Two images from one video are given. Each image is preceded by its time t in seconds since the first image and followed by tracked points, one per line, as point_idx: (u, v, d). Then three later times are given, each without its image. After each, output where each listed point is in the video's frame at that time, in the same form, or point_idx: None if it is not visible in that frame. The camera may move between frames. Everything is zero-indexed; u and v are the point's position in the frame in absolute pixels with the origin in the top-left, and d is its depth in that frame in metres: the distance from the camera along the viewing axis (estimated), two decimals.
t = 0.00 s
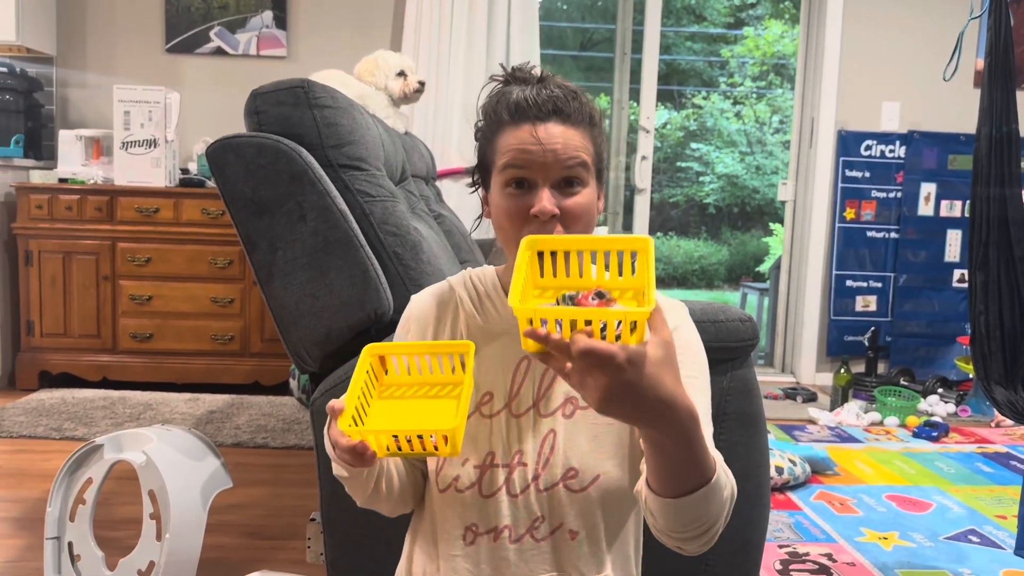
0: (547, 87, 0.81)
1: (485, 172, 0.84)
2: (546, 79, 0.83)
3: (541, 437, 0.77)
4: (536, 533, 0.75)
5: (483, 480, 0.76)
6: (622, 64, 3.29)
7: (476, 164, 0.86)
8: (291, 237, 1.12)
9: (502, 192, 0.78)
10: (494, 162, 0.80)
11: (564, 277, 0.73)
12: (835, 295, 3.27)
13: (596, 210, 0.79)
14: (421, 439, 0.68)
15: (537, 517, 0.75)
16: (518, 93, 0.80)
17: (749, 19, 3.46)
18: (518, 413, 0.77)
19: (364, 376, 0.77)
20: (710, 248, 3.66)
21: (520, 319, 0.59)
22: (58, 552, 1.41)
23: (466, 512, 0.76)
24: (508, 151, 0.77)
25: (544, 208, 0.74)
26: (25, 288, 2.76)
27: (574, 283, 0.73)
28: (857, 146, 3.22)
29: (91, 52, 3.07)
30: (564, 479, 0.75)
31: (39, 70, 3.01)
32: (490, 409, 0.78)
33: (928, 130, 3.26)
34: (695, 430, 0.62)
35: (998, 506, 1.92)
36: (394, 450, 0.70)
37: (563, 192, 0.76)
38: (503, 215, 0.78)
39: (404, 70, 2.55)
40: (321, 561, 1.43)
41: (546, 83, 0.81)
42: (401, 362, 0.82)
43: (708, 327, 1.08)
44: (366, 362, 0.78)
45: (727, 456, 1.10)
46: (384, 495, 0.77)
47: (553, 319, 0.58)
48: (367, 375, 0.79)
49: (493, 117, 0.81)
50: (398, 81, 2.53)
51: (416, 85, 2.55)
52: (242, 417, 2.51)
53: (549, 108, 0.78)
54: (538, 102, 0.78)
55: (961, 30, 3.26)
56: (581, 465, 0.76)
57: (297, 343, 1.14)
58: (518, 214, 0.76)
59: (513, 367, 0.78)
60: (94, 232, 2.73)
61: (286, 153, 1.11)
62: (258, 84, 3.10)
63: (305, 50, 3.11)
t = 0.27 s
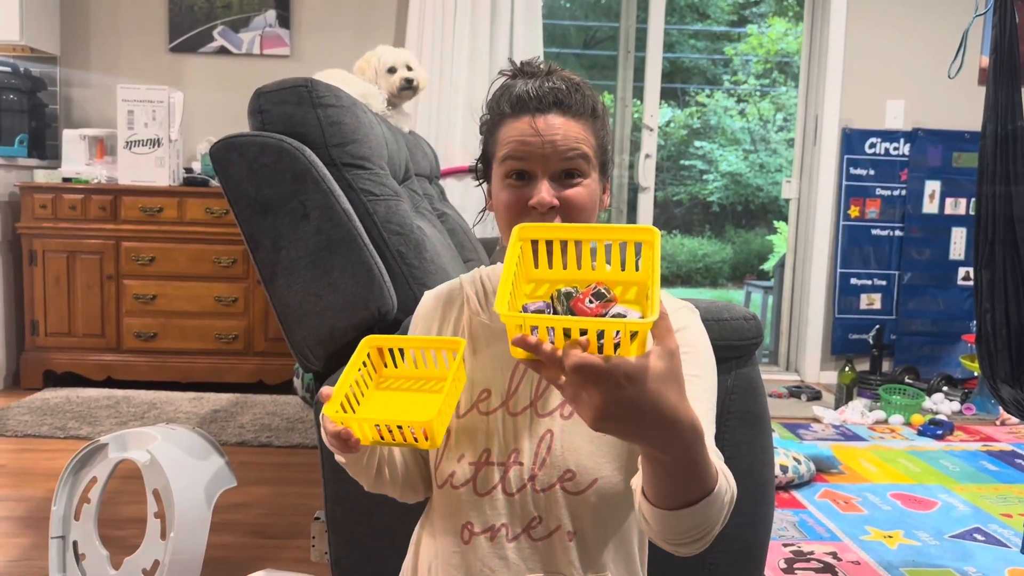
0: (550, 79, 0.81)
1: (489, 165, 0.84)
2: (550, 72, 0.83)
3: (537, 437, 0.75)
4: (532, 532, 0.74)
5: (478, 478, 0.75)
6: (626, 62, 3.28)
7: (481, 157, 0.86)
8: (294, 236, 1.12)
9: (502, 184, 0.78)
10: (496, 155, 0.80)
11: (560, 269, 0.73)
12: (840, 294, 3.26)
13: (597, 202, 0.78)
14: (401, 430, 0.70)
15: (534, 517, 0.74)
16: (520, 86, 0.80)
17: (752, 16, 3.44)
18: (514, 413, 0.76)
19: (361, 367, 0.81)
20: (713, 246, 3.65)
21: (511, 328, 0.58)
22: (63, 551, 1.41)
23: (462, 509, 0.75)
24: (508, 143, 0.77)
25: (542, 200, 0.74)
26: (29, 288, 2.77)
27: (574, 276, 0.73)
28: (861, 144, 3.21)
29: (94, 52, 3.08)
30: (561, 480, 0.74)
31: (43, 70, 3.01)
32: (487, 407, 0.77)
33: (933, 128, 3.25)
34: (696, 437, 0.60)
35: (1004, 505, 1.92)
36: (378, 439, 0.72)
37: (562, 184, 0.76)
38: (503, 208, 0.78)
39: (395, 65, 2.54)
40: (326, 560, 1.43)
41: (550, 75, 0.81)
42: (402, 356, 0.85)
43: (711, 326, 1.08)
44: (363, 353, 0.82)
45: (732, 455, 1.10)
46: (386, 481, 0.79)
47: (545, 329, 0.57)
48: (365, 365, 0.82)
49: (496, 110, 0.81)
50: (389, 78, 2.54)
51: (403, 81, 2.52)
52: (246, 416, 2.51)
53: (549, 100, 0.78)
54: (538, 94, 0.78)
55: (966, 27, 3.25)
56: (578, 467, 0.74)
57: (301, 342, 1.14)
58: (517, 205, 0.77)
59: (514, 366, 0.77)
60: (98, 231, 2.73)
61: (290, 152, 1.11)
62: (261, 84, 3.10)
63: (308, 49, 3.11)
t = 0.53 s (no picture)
0: (552, 77, 0.80)
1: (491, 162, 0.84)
2: (554, 70, 0.82)
3: (541, 440, 0.75)
4: (535, 535, 0.74)
5: (481, 480, 0.75)
6: (629, 60, 3.28)
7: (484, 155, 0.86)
8: (297, 235, 1.12)
9: (503, 184, 0.78)
10: (497, 153, 0.80)
11: (556, 271, 0.73)
12: (844, 292, 3.26)
13: (597, 202, 0.78)
14: (401, 425, 0.70)
15: (537, 520, 0.74)
16: (522, 84, 0.80)
17: (755, 14, 3.44)
18: (518, 415, 0.76)
19: (364, 363, 0.81)
20: (717, 244, 3.66)
21: (503, 332, 0.58)
22: (67, 551, 1.42)
23: (465, 511, 0.75)
24: (508, 143, 0.77)
25: (540, 201, 0.74)
26: (32, 287, 2.77)
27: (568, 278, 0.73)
28: (865, 142, 3.20)
29: (97, 52, 3.08)
30: (564, 484, 0.73)
31: (46, 69, 3.01)
32: (490, 409, 0.77)
33: (937, 125, 3.24)
34: (689, 446, 0.59)
35: (1008, 503, 1.91)
36: (379, 435, 0.72)
37: (561, 184, 0.76)
38: (503, 207, 0.78)
39: (393, 62, 2.54)
40: (329, 559, 1.43)
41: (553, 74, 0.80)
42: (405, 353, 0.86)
43: (715, 325, 1.07)
44: (367, 349, 0.82)
45: (736, 454, 1.10)
46: (391, 479, 0.79)
47: (538, 333, 0.57)
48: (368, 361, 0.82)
49: (498, 109, 0.81)
50: (388, 75, 2.54)
51: (400, 79, 2.52)
52: (249, 415, 2.52)
53: (550, 99, 0.77)
54: (538, 93, 0.78)
55: (970, 24, 3.25)
56: (581, 472, 0.73)
57: (304, 341, 1.13)
58: (516, 205, 0.76)
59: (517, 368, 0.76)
60: (101, 231, 2.74)
61: (293, 152, 1.11)
62: (264, 83, 3.10)
63: (310, 48, 3.11)
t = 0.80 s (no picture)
0: (554, 78, 0.80)
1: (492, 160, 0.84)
2: (558, 70, 0.82)
3: (545, 442, 0.75)
4: (541, 537, 0.74)
5: (485, 482, 0.75)
6: (630, 59, 3.27)
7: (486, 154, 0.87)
8: (300, 234, 1.12)
9: (502, 186, 0.78)
10: (497, 154, 0.80)
11: (553, 275, 0.73)
12: (846, 291, 3.26)
13: (597, 204, 0.78)
14: (406, 428, 0.70)
15: (543, 522, 0.74)
16: (523, 84, 0.80)
17: (757, 13, 3.44)
18: (522, 417, 0.75)
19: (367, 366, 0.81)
20: (719, 243, 3.66)
21: (502, 341, 0.58)
22: (70, 550, 1.42)
23: (471, 513, 0.75)
24: (507, 145, 0.77)
25: (538, 204, 0.74)
26: (35, 287, 2.77)
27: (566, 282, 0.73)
28: (867, 140, 3.20)
29: (99, 51, 3.08)
30: (569, 486, 0.74)
31: (48, 69, 3.02)
32: (494, 412, 0.76)
33: (940, 123, 3.24)
34: (692, 450, 0.58)
35: (1011, 502, 1.91)
36: (383, 437, 0.71)
37: (559, 187, 0.76)
38: (502, 208, 0.78)
39: (395, 62, 2.54)
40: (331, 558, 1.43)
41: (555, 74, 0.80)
42: (408, 355, 0.86)
43: (717, 324, 1.07)
44: (369, 351, 0.82)
45: (738, 453, 1.10)
46: (395, 480, 0.79)
47: (538, 342, 0.57)
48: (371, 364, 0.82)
49: (499, 110, 0.81)
50: (389, 75, 2.54)
51: (402, 78, 2.52)
52: (252, 415, 2.52)
53: (549, 100, 0.77)
54: (537, 94, 0.77)
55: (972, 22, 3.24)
56: (586, 474, 0.74)
57: (306, 340, 1.14)
58: (515, 207, 0.77)
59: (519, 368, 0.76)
60: (104, 230, 2.74)
61: (295, 151, 1.11)
62: (266, 82, 3.11)
63: (312, 48, 3.11)
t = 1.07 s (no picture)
0: (558, 76, 0.80)
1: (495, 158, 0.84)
2: (564, 68, 0.82)
3: (548, 443, 0.75)
4: (544, 539, 0.74)
5: (488, 483, 0.75)
6: (631, 58, 3.27)
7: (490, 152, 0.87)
8: (301, 234, 1.12)
9: (504, 185, 0.78)
10: (500, 153, 0.80)
11: (552, 279, 0.73)
12: (848, 290, 3.25)
13: (599, 205, 0.78)
14: (406, 425, 0.70)
15: (546, 523, 0.74)
16: (527, 82, 0.80)
17: (759, 12, 3.44)
18: (524, 418, 0.75)
19: (370, 364, 0.81)
20: (721, 242, 3.67)
21: (502, 348, 0.58)
22: (72, 550, 1.42)
23: (473, 514, 0.75)
24: (509, 144, 0.77)
25: (538, 204, 0.74)
26: (36, 287, 2.77)
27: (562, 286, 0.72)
28: (868, 139, 3.20)
29: (101, 52, 3.08)
30: (572, 487, 0.74)
31: (49, 70, 3.02)
32: (497, 412, 0.76)
33: (942, 122, 3.23)
34: (694, 455, 0.58)
35: (1013, 501, 1.91)
36: (384, 435, 0.71)
37: (560, 187, 0.76)
38: (503, 208, 0.78)
39: (398, 62, 2.54)
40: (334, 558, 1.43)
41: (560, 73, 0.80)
42: (410, 353, 0.86)
43: (719, 323, 1.07)
44: (372, 350, 0.82)
45: (739, 452, 1.10)
46: (398, 480, 0.79)
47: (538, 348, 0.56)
48: (373, 362, 0.82)
49: (502, 108, 0.81)
50: (391, 75, 2.54)
51: (404, 78, 2.52)
52: (253, 414, 2.52)
53: (551, 99, 0.77)
54: (540, 93, 0.77)
55: (974, 21, 3.24)
56: (588, 474, 0.74)
57: (307, 340, 1.14)
58: (516, 207, 0.77)
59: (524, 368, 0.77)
60: (105, 230, 2.74)
61: (296, 151, 1.11)
62: (268, 82, 3.11)
63: (313, 48, 3.11)
